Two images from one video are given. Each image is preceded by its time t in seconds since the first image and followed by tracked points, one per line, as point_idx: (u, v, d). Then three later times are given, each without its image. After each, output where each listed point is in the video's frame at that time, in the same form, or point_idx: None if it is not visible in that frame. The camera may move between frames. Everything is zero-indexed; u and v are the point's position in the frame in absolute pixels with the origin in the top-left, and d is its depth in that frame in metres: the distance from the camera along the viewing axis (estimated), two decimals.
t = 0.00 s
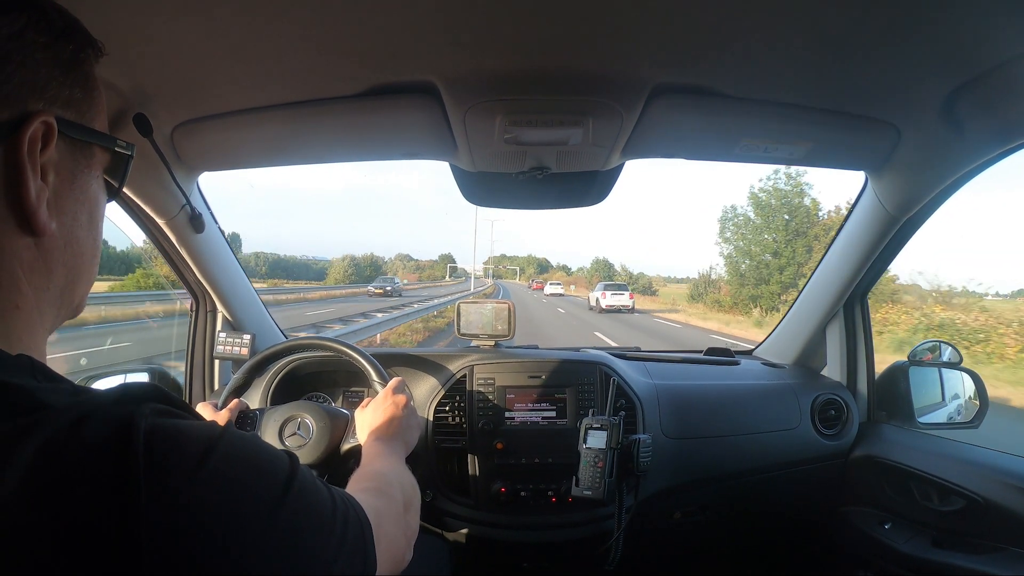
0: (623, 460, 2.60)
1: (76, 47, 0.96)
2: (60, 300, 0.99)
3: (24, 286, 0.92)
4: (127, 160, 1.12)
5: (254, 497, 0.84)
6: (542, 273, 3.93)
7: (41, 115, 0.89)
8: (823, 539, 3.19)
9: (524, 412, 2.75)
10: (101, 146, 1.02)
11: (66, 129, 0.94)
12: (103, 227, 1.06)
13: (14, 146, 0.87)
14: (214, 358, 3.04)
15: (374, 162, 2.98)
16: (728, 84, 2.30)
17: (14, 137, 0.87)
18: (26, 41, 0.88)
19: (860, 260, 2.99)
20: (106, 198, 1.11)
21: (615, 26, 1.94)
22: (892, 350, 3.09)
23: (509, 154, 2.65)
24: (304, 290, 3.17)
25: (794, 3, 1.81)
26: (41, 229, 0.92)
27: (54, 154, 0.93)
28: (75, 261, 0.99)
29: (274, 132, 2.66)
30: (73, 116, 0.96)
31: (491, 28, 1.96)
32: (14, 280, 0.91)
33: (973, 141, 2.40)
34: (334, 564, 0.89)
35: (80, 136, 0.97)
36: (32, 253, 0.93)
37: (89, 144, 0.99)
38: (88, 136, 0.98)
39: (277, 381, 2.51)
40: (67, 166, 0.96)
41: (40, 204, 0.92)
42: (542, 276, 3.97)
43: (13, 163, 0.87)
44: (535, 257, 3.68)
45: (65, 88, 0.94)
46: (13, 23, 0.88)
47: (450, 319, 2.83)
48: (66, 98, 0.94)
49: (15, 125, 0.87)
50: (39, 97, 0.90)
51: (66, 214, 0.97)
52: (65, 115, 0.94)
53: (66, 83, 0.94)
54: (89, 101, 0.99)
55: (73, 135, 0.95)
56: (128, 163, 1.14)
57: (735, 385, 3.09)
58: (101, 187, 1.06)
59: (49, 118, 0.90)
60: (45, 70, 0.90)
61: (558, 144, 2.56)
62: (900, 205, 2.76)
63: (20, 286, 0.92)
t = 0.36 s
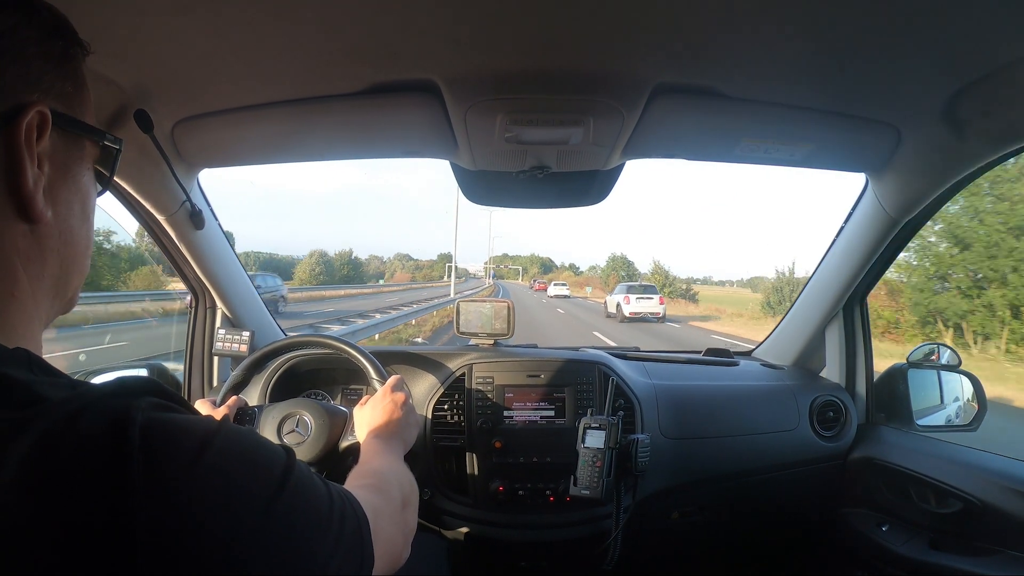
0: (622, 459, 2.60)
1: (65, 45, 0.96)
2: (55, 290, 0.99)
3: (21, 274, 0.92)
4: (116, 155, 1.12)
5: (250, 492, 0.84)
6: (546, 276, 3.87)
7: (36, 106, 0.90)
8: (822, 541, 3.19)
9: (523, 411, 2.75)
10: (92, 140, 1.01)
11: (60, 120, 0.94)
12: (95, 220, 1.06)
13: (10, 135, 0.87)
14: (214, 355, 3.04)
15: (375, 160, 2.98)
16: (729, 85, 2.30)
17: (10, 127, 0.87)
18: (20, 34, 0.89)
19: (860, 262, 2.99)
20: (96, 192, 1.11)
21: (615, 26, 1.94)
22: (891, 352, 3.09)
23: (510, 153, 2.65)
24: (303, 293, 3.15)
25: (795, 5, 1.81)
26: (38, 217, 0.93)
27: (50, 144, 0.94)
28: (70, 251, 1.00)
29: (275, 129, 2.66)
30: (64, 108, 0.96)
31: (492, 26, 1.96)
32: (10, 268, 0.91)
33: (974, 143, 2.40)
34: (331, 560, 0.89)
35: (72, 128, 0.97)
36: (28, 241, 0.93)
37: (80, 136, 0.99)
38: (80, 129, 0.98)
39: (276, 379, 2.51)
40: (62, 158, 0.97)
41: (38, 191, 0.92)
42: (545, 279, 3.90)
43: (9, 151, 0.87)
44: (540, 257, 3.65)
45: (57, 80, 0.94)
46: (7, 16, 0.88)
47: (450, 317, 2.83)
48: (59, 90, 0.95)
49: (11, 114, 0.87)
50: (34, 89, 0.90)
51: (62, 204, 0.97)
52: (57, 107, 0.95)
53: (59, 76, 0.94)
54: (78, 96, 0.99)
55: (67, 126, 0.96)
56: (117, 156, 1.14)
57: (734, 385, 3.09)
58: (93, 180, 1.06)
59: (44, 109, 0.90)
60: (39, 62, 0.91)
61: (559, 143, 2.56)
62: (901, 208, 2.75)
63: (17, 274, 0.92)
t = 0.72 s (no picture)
0: (622, 459, 2.60)
1: (69, 40, 0.96)
2: (54, 291, 0.99)
3: (19, 274, 0.92)
4: (119, 152, 1.12)
5: (251, 494, 0.84)
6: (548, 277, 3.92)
7: (35, 106, 0.89)
8: (821, 540, 3.20)
9: (523, 411, 2.75)
10: (95, 138, 1.01)
11: (61, 120, 0.94)
12: (97, 219, 1.06)
13: (8, 136, 0.87)
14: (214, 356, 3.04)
15: (375, 160, 2.98)
16: (729, 84, 2.30)
17: (9, 127, 0.87)
18: (20, 33, 0.88)
19: (859, 261, 2.99)
20: (100, 191, 1.11)
21: (614, 25, 1.94)
22: (891, 352, 3.09)
23: (509, 153, 2.65)
24: (301, 292, 3.20)
25: (795, 3, 1.81)
26: (37, 219, 0.93)
27: (49, 145, 0.93)
28: (70, 252, 1.00)
29: (274, 130, 2.66)
30: (66, 108, 0.96)
31: (492, 26, 1.96)
32: (10, 270, 0.91)
33: (973, 142, 2.40)
34: (333, 562, 0.89)
35: (73, 127, 0.96)
36: (28, 242, 0.93)
37: (82, 135, 0.98)
38: (82, 128, 0.98)
39: (276, 379, 2.51)
40: (62, 157, 0.96)
41: (36, 193, 0.92)
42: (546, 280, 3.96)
43: (8, 152, 0.87)
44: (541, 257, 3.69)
45: (57, 79, 0.94)
46: (7, 15, 0.87)
47: (450, 318, 2.83)
48: (59, 89, 0.94)
49: (9, 115, 0.86)
50: (33, 88, 0.90)
51: (62, 205, 0.97)
52: (58, 106, 0.94)
53: (59, 75, 0.94)
54: (81, 94, 0.99)
55: (68, 126, 0.95)
56: (122, 154, 1.15)
57: (734, 385, 3.09)
58: (96, 179, 1.06)
59: (43, 109, 0.90)
60: (38, 62, 0.90)
61: (559, 143, 2.56)
62: (900, 207, 2.76)
63: (15, 275, 0.92)
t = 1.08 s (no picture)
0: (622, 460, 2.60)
1: (62, 40, 0.96)
2: (52, 290, 0.99)
3: (18, 274, 0.92)
4: (112, 152, 1.12)
5: (249, 494, 0.84)
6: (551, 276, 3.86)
7: (30, 106, 0.90)
8: (822, 541, 3.19)
9: (523, 412, 2.75)
10: (89, 138, 1.01)
11: (56, 120, 0.94)
12: (93, 220, 1.06)
13: (4, 136, 0.87)
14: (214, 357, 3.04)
15: (375, 161, 2.98)
16: (728, 85, 2.30)
17: (4, 127, 0.87)
18: (14, 34, 0.89)
19: (860, 262, 2.99)
20: (95, 190, 1.11)
21: (614, 26, 1.94)
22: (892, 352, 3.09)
23: (509, 154, 2.65)
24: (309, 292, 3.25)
25: (794, 4, 1.81)
26: (34, 219, 0.93)
27: (45, 145, 0.94)
28: (67, 253, 1.00)
29: (275, 131, 2.67)
30: (61, 108, 0.96)
31: (492, 27, 1.96)
32: (8, 269, 0.91)
33: (974, 142, 2.39)
34: (332, 562, 0.89)
35: (69, 127, 0.97)
36: (25, 242, 0.93)
37: (77, 135, 0.99)
38: (77, 127, 0.98)
39: (277, 380, 2.52)
40: (58, 157, 0.97)
41: (33, 192, 0.92)
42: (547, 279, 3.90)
43: (4, 151, 0.87)
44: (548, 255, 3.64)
45: (52, 80, 0.94)
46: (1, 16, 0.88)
47: (450, 319, 2.83)
48: (54, 89, 0.95)
49: (4, 115, 0.87)
50: (28, 88, 0.90)
51: (58, 204, 0.97)
52: (53, 107, 0.95)
53: (54, 76, 0.94)
54: (75, 94, 0.99)
55: (62, 126, 0.96)
56: (115, 154, 1.15)
57: (734, 386, 3.09)
58: (91, 179, 1.07)
59: (38, 109, 0.90)
60: (32, 62, 0.90)
61: (559, 144, 2.57)
62: (900, 207, 2.75)
63: (14, 275, 0.92)
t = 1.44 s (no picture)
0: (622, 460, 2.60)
1: (65, 41, 0.96)
2: (53, 292, 0.99)
3: (18, 276, 0.92)
4: (115, 152, 1.12)
5: (250, 494, 0.84)
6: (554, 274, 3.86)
7: (32, 107, 0.89)
8: (823, 540, 3.20)
9: (524, 411, 2.75)
10: (91, 139, 1.01)
11: (58, 121, 0.94)
12: (94, 220, 1.06)
13: (5, 137, 0.87)
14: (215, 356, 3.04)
15: (375, 161, 2.98)
16: (729, 84, 2.30)
17: (5, 128, 0.87)
18: (16, 35, 0.89)
19: (860, 262, 2.99)
20: (97, 191, 1.11)
21: (615, 26, 1.94)
22: (892, 352, 3.09)
23: (509, 154, 2.65)
24: (307, 291, 3.22)
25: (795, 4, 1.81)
26: (35, 220, 0.93)
27: (46, 145, 0.93)
28: (68, 253, 1.00)
29: (275, 131, 2.67)
30: (63, 109, 0.96)
31: (492, 27, 1.96)
32: (9, 270, 0.91)
33: (974, 142, 2.39)
34: (331, 561, 0.89)
35: (70, 128, 0.96)
36: (26, 243, 0.93)
37: (79, 136, 0.99)
38: (79, 128, 0.98)
39: (277, 380, 2.52)
40: (60, 158, 0.97)
41: (34, 193, 0.92)
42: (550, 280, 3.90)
43: (5, 153, 0.87)
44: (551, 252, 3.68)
45: (53, 81, 0.94)
46: (2, 16, 0.87)
47: (450, 318, 2.83)
48: (56, 90, 0.94)
49: (6, 116, 0.87)
50: (29, 89, 0.90)
51: (59, 205, 0.97)
52: (55, 107, 0.94)
53: (55, 76, 0.94)
54: (76, 95, 0.99)
55: (64, 127, 0.95)
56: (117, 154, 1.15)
57: (734, 385, 3.09)
58: (93, 180, 1.06)
59: (40, 109, 0.90)
60: (34, 64, 0.90)
61: (559, 144, 2.57)
62: (900, 207, 2.75)
63: (15, 276, 0.92)
